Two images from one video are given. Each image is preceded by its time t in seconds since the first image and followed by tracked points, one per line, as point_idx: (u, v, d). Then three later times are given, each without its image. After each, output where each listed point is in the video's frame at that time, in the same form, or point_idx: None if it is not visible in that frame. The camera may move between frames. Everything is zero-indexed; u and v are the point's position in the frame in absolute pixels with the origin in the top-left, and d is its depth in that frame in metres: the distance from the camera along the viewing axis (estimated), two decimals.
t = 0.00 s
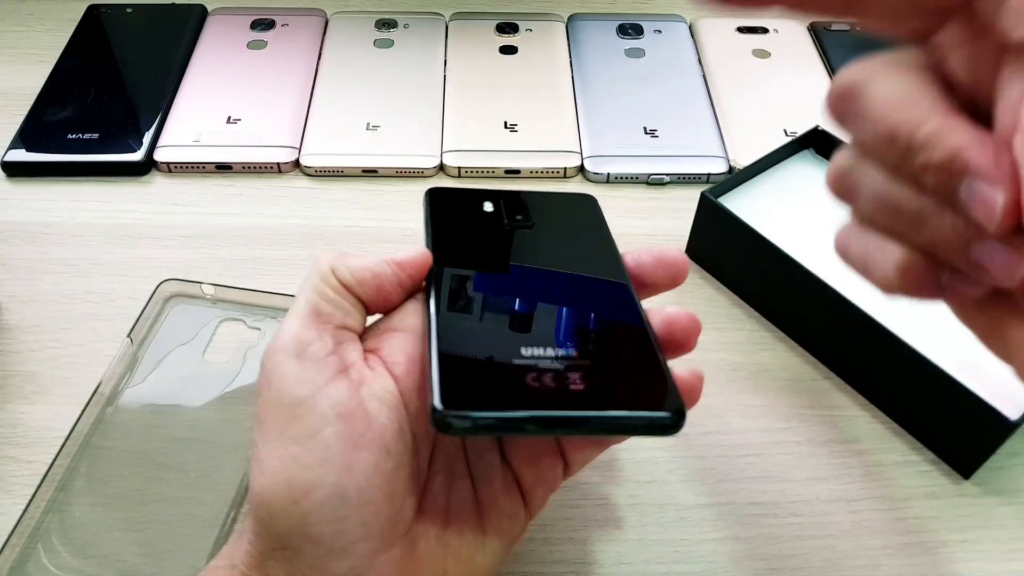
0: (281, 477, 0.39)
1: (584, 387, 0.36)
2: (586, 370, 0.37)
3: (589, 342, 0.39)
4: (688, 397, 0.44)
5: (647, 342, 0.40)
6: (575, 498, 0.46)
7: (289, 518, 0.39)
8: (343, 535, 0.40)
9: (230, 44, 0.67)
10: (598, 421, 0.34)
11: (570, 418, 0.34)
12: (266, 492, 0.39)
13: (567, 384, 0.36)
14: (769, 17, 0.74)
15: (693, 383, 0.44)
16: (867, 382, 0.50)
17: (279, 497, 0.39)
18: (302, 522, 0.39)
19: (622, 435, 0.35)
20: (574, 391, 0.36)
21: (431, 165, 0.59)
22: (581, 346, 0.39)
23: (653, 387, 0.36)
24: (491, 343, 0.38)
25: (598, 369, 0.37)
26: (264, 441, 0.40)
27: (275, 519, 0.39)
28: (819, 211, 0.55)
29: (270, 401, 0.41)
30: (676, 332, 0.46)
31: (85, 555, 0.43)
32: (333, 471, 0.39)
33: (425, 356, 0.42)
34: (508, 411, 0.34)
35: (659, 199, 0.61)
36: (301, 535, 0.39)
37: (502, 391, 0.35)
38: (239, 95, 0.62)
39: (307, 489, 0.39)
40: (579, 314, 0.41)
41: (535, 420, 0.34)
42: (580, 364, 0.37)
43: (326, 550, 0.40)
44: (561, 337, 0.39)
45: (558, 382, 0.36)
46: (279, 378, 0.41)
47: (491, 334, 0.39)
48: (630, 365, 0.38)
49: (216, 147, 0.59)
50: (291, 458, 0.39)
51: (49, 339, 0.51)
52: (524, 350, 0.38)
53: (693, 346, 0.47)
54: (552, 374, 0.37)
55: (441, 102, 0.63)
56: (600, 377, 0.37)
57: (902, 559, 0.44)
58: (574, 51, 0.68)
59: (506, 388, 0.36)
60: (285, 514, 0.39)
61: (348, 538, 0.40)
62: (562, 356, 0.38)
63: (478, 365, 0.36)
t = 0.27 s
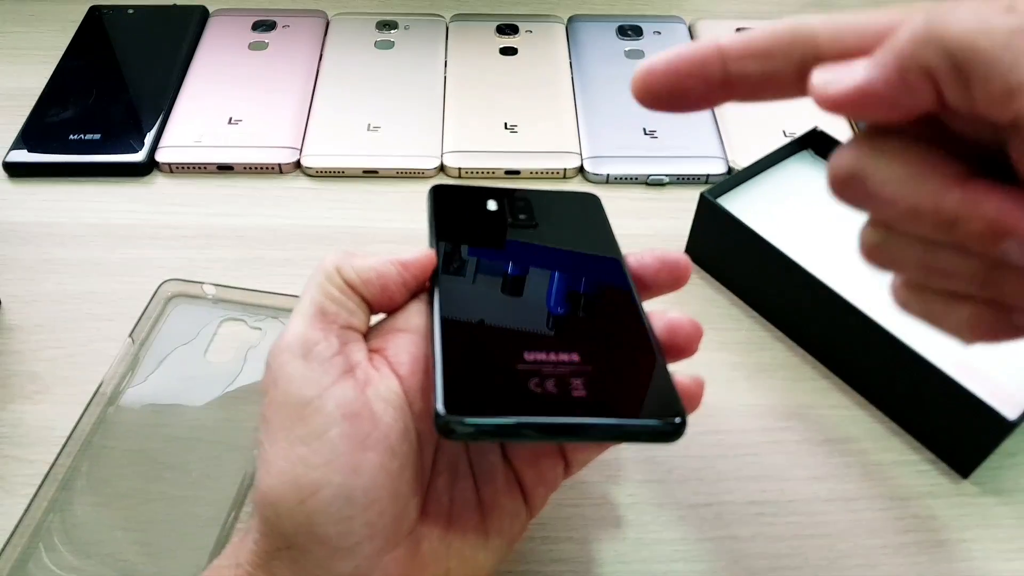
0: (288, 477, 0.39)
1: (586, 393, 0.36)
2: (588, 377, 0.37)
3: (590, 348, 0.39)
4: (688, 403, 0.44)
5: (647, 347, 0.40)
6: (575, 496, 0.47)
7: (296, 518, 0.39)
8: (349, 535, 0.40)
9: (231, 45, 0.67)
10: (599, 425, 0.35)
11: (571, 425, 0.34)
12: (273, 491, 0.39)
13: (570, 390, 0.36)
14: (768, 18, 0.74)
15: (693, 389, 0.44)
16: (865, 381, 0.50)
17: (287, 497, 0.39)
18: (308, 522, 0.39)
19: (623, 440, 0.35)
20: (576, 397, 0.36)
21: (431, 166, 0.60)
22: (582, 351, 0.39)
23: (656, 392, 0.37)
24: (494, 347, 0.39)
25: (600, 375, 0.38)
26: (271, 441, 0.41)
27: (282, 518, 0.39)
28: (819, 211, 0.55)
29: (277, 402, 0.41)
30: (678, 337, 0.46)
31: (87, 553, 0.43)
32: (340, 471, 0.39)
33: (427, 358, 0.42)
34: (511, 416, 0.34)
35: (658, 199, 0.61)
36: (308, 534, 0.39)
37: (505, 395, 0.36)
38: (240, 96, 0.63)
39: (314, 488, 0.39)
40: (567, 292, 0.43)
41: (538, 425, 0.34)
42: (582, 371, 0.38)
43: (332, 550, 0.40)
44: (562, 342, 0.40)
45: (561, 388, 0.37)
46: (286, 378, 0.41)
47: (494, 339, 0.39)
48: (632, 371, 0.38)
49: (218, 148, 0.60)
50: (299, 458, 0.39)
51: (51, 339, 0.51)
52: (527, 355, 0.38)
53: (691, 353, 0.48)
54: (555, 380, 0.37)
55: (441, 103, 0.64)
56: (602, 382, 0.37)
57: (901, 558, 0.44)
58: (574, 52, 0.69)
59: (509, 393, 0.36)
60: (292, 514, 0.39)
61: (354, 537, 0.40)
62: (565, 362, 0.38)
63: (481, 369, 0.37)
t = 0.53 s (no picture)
0: (290, 479, 0.39)
1: (569, 408, 0.36)
2: (573, 391, 0.38)
3: (577, 360, 0.39)
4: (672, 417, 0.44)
5: (634, 357, 0.40)
6: (575, 496, 0.47)
7: (297, 519, 0.39)
8: (349, 536, 0.41)
9: (231, 45, 0.67)
10: (579, 441, 0.35)
11: (549, 443, 0.35)
12: (275, 494, 0.39)
13: (552, 404, 0.37)
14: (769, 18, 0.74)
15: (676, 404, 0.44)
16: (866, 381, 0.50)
17: (290, 499, 0.39)
18: (310, 524, 0.40)
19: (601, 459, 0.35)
20: (558, 412, 0.36)
21: (432, 166, 0.59)
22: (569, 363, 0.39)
23: (641, 406, 0.37)
24: (480, 357, 0.39)
25: (585, 388, 0.38)
26: (270, 442, 0.40)
27: (284, 520, 0.39)
28: (818, 212, 0.55)
29: (276, 403, 0.41)
30: (671, 347, 0.46)
31: (87, 554, 0.43)
32: (341, 473, 0.40)
33: (419, 364, 0.42)
34: (489, 432, 0.35)
35: (658, 199, 0.61)
36: (309, 537, 0.40)
37: (487, 409, 0.36)
38: (241, 96, 0.63)
39: (317, 491, 0.39)
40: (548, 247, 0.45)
41: (516, 441, 0.35)
42: (567, 384, 0.38)
43: (332, 551, 0.41)
44: (551, 352, 0.40)
45: (544, 402, 0.37)
46: (285, 378, 0.41)
47: (481, 350, 0.39)
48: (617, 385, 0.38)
49: (218, 148, 0.60)
50: (301, 461, 0.39)
51: (51, 339, 0.51)
52: (512, 366, 0.38)
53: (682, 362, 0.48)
54: (538, 394, 0.37)
55: (441, 103, 0.64)
56: (587, 396, 0.37)
57: (902, 558, 0.44)
58: (574, 52, 0.69)
59: (492, 406, 0.36)
60: (293, 516, 0.39)
61: (353, 539, 0.41)
62: (551, 374, 0.38)
63: (465, 381, 0.37)
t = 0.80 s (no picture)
0: (293, 485, 0.39)
1: (533, 445, 0.37)
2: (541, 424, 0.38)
3: (551, 387, 0.39)
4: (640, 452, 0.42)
5: (607, 387, 0.40)
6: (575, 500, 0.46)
7: (305, 523, 0.39)
8: (357, 540, 0.40)
9: (226, 40, 0.66)
10: (536, 486, 0.36)
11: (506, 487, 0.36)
12: (280, 498, 0.39)
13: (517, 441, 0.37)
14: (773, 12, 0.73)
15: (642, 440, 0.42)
16: (871, 383, 0.49)
17: (293, 505, 0.39)
18: (315, 529, 0.39)
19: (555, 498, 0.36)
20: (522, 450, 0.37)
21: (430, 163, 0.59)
22: (543, 391, 0.39)
23: (602, 447, 0.37)
24: (453, 384, 0.39)
25: (554, 422, 0.38)
26: (275, 446, 0.40)
27: (287, 524, 0.39)
28: (823, 209, 0.54)
29: (281, 407, 0.40)
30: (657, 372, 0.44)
31: (80, 558, 0.42)
32: (349, 478, 0.39)
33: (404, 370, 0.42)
34: (451, 473, 0.36)
35: (660, 197, 0.60)
36: (315, 542, 0.39)
37: (451, 446, 0.37)
38: (236, 92, 0.62)
39: (322, 496, 0.39)
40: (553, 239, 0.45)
41: (476, 483, 0.35)
42: (536, 416, 0.38)
43: (338, 555, 0.40)
44: (526, 377, 0.40)
45: (510, 437, 0.37)
46: (291, 382, 0.40)
47: (455, 380, 0.39)
48: (586, 418, 0.39)
49: (213, 145, 0.59)
50: (304, 467, 0.39)
51: (44, 340, 0.50)
52: (483, 394, 0.39)
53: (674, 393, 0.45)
54: (505, 427, 0.38)
55: (440, 99, 0.63)
56: (554, 431, 0.38)
57: (907, 563, 0.43)
58: (575, 48, 0.67)
59: (458, 443, 0.37)
60: (301, 521, 0.39)
61: (362, 543, 0.40)
62: (522, 403, 0.39)
63: (434, 413, 0.38)
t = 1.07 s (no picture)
0: (301, 486, 0.40)
1: (534, 446, 0.38)
2: (541, 426, 0.39)
3: (550, 389, 0.40)
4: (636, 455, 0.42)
5: (604, 390, 0.41)
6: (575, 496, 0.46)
7: (309, 526, 0.40)
8: (363, 541, 0.41)
9: (230, 45, 0.67)
10: (536, 488, 0.36)
11: (507, 487, 0.36)
12: (287, 499, 0.40)
13: (518, 443, 0.38)
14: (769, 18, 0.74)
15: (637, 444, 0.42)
16: (865, 381, 0.50)
17: (300, 506, 0.40)
18: (322, 530, 0.40)
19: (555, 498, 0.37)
20: (522, 451, 0.38)
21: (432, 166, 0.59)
22: (544, 393, 0.40)
23: (601, 448, 0.38)
24: (456, 387, 0.40)
25: (553, 424, 0.39)
26: (280, 449, 0.41)
27: (295, 526, 0.40)
28: (818, 212, 0.55)
29: (286, 410, 0.40)
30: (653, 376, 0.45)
31: (87, 554, 0.43)
32: (356, 480, 0.40)
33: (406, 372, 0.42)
34: (454, 475, 0.36)
35: (658, 200, 0.61)
36: (320, 543, 0.40)
37: (453, 449, 0.37)
38: (241, 96, 0.63)
39: (329, 497, 0.40)
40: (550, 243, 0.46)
41: (479, 484, 0.36)
42: (536, 418, 0.39)
43: (345, 555, 0.41)
44: (525, 379, 0.40)
45: (511, 438, 0.38)
46: (296, 386, 0.40)
47: (455, 383, 0.40)
48: (585, 419, 0.39)
49: (218, 148, 0.60)
50: (311, 469, 0.40)
51: (52, 339, 0.51)
52: (484, 397, 0.39)
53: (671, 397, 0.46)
54: (506, 428, 0.38)
55: (442, 103, 0.64)
56: (553, 433, 0.38)
57: (901, 558, 0.44)
58: (574, 52, 0.69)
59: (460, 446, 0.38)
60: (306, 523, 0.40)
61: (369, 543, 0.41)
62: (522, 406, 0.39)
63: (436, 416, 0.39)
